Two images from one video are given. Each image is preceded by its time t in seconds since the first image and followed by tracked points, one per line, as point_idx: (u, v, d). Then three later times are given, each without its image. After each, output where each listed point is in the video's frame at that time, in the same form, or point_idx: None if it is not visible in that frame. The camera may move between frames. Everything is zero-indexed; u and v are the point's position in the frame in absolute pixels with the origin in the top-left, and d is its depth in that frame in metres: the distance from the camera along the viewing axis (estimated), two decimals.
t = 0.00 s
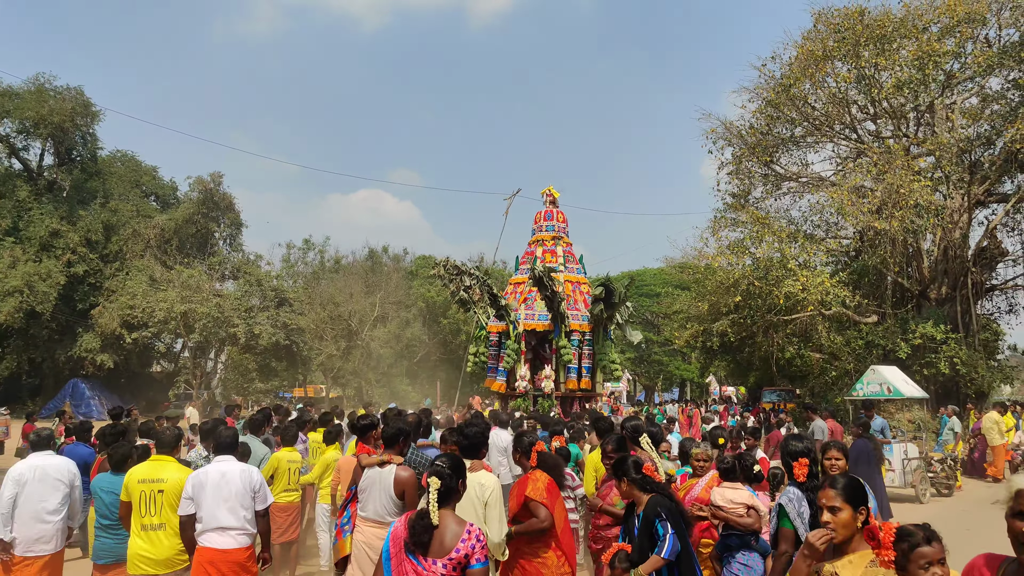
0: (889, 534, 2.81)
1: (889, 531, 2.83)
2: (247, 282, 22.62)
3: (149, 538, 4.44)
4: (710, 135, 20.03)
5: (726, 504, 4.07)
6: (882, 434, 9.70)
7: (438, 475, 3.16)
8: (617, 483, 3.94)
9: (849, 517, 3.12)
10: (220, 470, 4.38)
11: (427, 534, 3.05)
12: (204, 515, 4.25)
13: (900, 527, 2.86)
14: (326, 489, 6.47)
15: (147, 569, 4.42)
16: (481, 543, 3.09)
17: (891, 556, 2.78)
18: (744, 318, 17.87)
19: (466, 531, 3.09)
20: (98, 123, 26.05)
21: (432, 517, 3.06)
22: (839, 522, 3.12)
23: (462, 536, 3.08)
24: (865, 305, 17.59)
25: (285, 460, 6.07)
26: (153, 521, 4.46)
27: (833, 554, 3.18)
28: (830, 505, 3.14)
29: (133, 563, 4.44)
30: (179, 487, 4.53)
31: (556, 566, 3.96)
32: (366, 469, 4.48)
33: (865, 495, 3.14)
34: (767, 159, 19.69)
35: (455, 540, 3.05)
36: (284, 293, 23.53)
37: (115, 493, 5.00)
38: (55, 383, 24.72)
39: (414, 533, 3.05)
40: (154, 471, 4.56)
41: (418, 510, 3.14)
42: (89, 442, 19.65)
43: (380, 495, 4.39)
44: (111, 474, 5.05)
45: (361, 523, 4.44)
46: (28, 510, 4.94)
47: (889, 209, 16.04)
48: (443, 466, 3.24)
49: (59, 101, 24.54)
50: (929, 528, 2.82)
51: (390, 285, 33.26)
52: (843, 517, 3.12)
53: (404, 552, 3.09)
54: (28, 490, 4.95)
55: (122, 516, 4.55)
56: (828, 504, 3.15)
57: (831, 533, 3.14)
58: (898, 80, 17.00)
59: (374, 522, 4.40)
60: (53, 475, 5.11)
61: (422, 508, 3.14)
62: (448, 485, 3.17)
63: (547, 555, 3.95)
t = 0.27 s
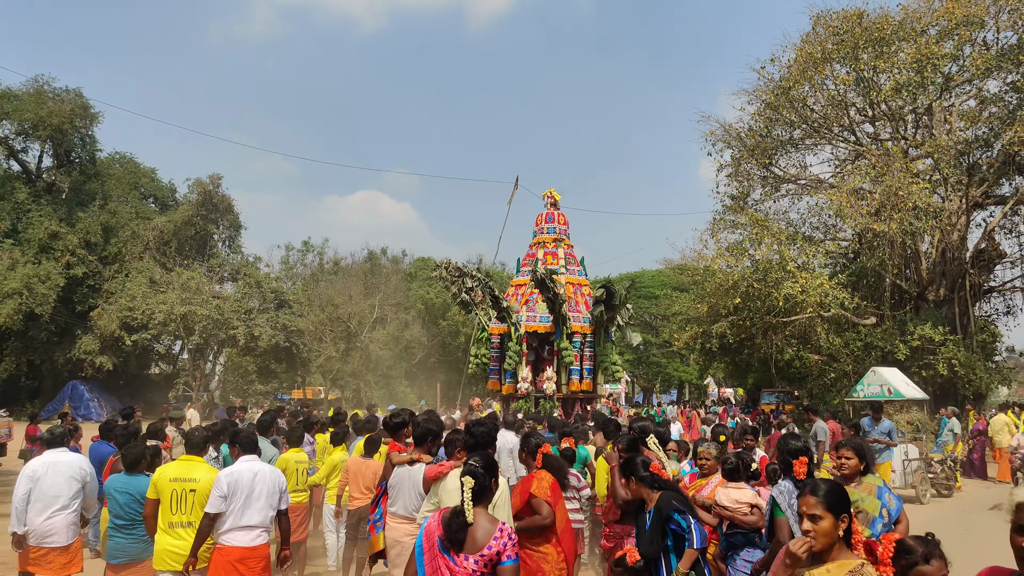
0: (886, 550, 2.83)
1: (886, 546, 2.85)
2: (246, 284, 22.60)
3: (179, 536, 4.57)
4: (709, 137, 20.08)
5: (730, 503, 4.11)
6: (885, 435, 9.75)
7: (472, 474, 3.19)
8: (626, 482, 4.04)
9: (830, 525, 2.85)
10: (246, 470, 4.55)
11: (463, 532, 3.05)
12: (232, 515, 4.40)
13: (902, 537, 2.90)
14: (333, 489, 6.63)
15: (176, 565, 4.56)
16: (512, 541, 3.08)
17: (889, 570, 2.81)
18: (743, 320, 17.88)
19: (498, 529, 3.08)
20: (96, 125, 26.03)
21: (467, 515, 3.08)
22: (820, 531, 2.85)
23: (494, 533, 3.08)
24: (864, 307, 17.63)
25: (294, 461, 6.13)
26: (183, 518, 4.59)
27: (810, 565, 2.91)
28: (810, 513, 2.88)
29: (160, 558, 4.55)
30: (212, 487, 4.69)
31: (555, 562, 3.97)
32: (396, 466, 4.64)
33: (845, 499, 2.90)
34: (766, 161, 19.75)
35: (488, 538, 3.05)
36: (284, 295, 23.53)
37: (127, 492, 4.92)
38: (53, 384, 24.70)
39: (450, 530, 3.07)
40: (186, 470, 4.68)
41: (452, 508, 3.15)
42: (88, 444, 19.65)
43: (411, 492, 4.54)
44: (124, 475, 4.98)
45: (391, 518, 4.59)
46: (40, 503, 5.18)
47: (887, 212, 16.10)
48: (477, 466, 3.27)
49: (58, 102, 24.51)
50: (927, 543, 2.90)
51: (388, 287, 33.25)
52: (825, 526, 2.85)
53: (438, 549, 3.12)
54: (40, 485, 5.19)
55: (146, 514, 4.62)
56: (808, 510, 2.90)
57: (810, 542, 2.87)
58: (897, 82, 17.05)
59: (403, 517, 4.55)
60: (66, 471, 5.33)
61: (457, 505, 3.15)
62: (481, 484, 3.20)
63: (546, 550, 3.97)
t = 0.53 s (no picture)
0: (876, 537, 2.91)
1: (877, 534, 2.93)
2: (246, 285, 22.63)
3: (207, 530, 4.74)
4: (709, 138, 20.12)
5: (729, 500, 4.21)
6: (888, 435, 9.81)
7: (480, 466, 3.24)
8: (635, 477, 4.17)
9: (789, 528, 2.88)
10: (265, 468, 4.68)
11: (472, 523, 3.10)
12: (254, 509, 4.51)
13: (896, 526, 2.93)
14: (339, 488, 6.63)
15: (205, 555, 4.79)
16: (522, 532, 3.11)
17: (878, 561, 2.88)
18: (742, 320, 17.91)
19: (506, 520, 3.12)
20: (95, 125, 26.02)
21: (476, 506, 3.11)
22: (779, 534, 2.88)
23: (504, 522, 3.11)
24: (862, 307, 17.66)
25: (301, 460, 6.13)
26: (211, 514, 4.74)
27: (774, 571, 2.93)
28: (769, 516, 2.91)
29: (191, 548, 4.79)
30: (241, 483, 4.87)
31: (559, 550, 3.92)
32: (419, 466, 5.15)
33: (803, 500, 2.93)
34: (765, 162, 19.80)
35: (497, 528, 3.08)
36: (284, 296, 23.55)
37: (138, 491, 4.92)
38: (53, 385, 24.70)
39: (460, 521, 3.11)
40: (219, 466, 4.85)
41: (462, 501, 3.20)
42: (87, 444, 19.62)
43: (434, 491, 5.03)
44: (136, 473, 4.99)
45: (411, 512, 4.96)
46: (40, 510, 5.25)
47: (886, 212, 16.15)
48: (484, 458, 3.31)
49: (57, 103, 24.52)
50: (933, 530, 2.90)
51: (387, 287, 33.24)
52: (783, 529, 2.88)
53: (450, 541, 3.15)
54: (40, 492, 5.25)
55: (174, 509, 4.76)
56: (766, 514, 2.93)
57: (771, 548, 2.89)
58: (896, 82, 17.09)
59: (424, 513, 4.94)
60: (62, 476, 5.31)
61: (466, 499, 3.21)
62: (490, 476, 3.23)
63: (549, 536, 3.93)
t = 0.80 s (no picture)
0: (896, 537, 2.90)
1: (898, 533, 2.92)
2: (247, 285, 22.67)
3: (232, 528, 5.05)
4: (708, 138, 20.14)
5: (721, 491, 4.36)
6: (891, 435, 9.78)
7: (487, 466, 3.26)
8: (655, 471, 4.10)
9: (749, 536, 2.82)
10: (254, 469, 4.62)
11: (481, 523, 3.11)
12: (256, 511, 4.52)
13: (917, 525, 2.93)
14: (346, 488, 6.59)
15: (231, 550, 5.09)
16: (533, 530, 3.11)
17: (897, 559, 2.86)
18: (742, 320, 17.92)
19: (516, 518, 3.12)
20: (95, 126, 26.00)
21: (484, 505, 3.14)
22: (737, 542, 2.82)
23: (513, 522, 3.12)
24: (862, 307, 17.69)
25: (307, 461, 6.14)
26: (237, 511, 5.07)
27: None
28: (730, 524, 2.83)
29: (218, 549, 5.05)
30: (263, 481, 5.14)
31: (565, 549, 3.91)
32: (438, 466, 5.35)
33: (762, 507, 2.87)
34: (764, 162, 19.83)
35: (507, 527, 3.10)
36: (284, 296, 23.55)
37: (149, 491, 4.91)
38: (52, 386, 24.72)
39: (469, 521, 3.14)
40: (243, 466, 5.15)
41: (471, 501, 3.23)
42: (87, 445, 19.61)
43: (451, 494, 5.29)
44: (146, 474, 4.97)
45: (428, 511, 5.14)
46: (42, 502, 5.32)
47: (885, 212, 16.18)
48: (491, 458, 3.33)
49: (57, 103, 24.52)
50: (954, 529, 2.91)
51: (387, 287, 33.24)
52: (743, 536, 2.82)
53: (461, 542, 3.16)
54: (43, 485, 5.32)
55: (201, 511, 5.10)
56: (727, 520, 2.85)
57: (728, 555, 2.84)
58: (895, 83, 17.13)
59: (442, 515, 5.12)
60: (66, 469, 5.38)
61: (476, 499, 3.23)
62: (497, 475, 3.25)
63: (555, 534, 3.92)
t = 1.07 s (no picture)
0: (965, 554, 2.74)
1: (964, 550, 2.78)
2: (248, 282, 22.69)
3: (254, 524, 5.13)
4: (710, 138, 20.12)
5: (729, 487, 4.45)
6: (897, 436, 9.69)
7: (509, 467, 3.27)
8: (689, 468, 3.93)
9: (754, 557, 2.70)
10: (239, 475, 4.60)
11: (505, 522, 3.12)
12: (242, 517, 4.51)
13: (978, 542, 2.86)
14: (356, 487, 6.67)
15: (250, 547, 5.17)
16: (557, 529, 3.09)
17: None
18: (743, 320, 17.90)
19: (540, 518, 3.11)
20: (96, 123, 25.97)
21: (506, 505, 3.15)
22: (745, 565, 2.67)
23: (537, 521, 3.10)
24: (864, 307, 17.68)
25: (321, 460, 6.16)
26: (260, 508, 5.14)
27: None
28: (735, 546, 2.69)
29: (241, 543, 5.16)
30: (280, 481, 5.17)
31: (575, 554, 3.86)
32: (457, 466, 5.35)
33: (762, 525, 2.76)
34: (767, 162, 19.81)
35: (531, 527, 3.08)
36: (285, 294, 23.53)
37: (164, 491, 4.90)
38: (53, 383, 24.73)
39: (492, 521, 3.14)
40: (261, 465, 5.20)
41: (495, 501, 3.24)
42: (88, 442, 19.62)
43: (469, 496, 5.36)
44: (161, 472, 4.97)
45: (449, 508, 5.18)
46: (57, 500, 5.42)
47: (888, 213, 16.17)
48: (515, 459, 3.35)
49: (58, 101, 24.50)
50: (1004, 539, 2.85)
51: (387, 286, 33.22)
52: (749, 558, 2.69)
53: (486, 543, 3.16)
54: (58, 483, 5.41)
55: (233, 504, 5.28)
56: (732, 543, 2.71)
57: None
58: (898, 84, 17.12)
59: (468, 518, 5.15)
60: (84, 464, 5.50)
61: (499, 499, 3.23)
62: (519, 475, 3.27)
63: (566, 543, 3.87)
